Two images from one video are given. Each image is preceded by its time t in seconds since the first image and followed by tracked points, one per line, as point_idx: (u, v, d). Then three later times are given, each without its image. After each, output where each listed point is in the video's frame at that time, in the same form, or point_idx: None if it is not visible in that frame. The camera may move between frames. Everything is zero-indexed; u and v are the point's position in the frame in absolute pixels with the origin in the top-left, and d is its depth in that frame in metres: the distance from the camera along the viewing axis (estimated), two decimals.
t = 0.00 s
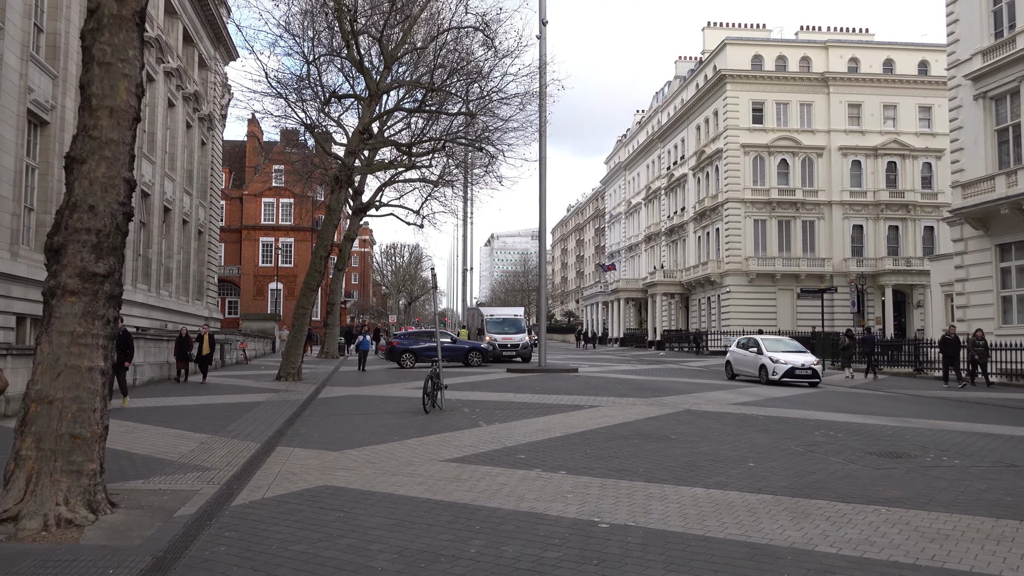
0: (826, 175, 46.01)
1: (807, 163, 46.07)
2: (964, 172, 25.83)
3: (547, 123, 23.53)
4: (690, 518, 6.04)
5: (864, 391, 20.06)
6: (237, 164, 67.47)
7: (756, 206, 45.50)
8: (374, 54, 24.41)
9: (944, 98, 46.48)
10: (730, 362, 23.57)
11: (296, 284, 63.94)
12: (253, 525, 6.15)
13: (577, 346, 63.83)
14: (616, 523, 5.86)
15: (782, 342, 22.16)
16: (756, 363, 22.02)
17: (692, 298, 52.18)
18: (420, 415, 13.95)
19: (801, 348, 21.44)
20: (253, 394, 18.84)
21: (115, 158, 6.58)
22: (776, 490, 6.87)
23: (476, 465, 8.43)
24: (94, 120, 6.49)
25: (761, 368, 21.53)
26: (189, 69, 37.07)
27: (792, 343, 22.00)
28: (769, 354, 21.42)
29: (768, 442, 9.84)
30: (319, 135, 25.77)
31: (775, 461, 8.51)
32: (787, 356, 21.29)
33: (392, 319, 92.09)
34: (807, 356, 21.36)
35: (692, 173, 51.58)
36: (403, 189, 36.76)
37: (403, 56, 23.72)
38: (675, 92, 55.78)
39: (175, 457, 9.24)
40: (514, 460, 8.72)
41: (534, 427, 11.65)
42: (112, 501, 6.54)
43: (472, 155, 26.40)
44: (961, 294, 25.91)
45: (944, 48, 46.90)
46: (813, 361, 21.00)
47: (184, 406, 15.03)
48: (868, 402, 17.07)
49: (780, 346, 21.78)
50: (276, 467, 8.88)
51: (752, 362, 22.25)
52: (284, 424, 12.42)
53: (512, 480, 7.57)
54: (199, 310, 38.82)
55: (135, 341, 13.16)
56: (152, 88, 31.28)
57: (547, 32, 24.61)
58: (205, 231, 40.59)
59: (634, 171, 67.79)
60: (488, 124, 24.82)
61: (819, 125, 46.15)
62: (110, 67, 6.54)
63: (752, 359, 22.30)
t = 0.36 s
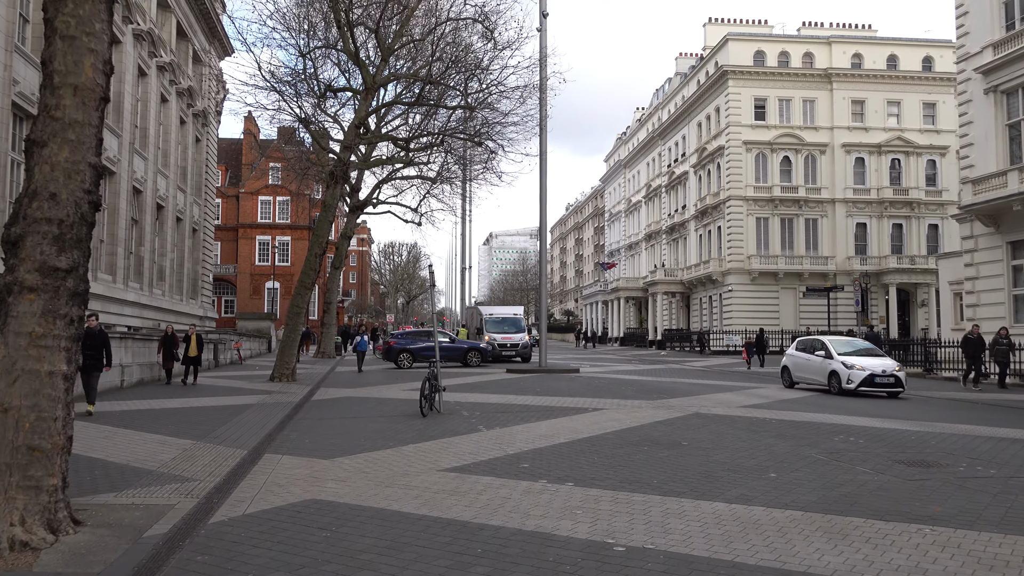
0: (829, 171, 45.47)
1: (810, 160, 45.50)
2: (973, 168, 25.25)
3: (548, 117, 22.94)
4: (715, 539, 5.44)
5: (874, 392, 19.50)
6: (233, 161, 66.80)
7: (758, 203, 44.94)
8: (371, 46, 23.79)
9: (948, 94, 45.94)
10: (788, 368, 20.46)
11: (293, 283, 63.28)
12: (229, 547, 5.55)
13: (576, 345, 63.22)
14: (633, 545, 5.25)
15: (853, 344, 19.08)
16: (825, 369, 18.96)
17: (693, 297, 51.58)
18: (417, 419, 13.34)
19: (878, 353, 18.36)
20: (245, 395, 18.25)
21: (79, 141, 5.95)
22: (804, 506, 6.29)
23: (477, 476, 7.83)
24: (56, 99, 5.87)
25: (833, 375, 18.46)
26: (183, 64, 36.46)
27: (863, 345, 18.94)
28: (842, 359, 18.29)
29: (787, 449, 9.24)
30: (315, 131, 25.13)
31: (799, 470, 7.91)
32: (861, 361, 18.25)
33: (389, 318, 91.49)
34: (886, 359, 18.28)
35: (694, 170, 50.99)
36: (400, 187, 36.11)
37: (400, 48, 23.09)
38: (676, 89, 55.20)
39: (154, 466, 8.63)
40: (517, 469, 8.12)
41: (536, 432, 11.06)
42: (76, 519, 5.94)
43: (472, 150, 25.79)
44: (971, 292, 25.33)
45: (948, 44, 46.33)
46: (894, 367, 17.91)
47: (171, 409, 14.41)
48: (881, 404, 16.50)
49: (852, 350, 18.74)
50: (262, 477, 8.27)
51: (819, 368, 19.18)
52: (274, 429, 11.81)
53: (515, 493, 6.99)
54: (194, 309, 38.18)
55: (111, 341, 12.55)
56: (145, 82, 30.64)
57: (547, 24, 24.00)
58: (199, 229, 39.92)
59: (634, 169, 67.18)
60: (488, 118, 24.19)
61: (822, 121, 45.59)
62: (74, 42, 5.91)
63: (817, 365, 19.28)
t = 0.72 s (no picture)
0: (833, 169, 44.92)
1: (814, 159, 44.97)
2: (985, 165, 24.70)
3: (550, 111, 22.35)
4: (747, 562, 4.88)
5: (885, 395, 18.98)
6: (230, 159, 66.16)
7: (761, 202, 44.39)
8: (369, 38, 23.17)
9: (953, 92, 45.41)
10: (873, 376, 16.94)
11: (290, 282, 62.67)
12: (207, 569, 4.98)
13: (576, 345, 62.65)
14: (658, 570, 4.69)
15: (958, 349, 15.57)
16: (924, 379, 15.43)
17: (695, 296, 50.99)
18: (415, 422, 12.77)
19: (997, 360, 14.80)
20: (239, 396, 17.69)
21: (43, 118, 5.34)
22: (840, 522, 5.74)
23: (480, 486, 7.27)
24: (17, 71, 5.25)
25: (937, 386, 14.90)
26: (178, 58, 35.88)
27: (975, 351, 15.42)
28: (950, 366, 14.74)
29: (810, 456, 8.68)
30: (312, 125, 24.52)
31: (827, 480, 7.35)
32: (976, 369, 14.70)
33: (388, 317, 90.85)
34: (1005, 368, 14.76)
35: (696, 168, 50.41)
36: (399, 183, 35.51)
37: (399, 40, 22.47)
38: (678, 86, 54.61)
39: (134, 474, 8.05)
40: (523, 479, 7.56)
41: (541, 436, 10.50)
42: (38, 536, 5.35)
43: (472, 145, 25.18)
44: (982, 292, 24.81)
45: (954, 41, 45.77)
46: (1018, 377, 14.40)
47: (159, 412, 13.82)
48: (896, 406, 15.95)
49: (958, 355, 15.28)
50: (249, 486, 7.70)
51: (917, 377, 15.62)
52: (266, 433, 11.24)
53: (523, 506, 6.43)
54: (188, 308, 37.57)
55: (87, 339, 11.74)
56: (138, 76, 30.03)
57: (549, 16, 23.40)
58: (194, 227, 39.31)
59: (635, 168, 66.59)
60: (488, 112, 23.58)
61: (826, 119, 45.03)
62: (36, 7, 5.29)
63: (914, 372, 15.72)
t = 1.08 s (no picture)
0: (836, 167, 44.36)
1: (817, 156, 44.43)
2: (995, 160, 24.18)
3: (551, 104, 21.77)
4: None
5: (897, 395, 18.44)
6: (226, 156, 65.61)
7: (764, 199, 43.84)
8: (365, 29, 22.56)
9: (958, 88, 44.89)
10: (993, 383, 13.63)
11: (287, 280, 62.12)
12: None
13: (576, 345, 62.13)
14: None
15: None
16: None
17: (696, 295, 50.45)
18: (413, 425, 12.21)
19: None
20: (231, 397, 17.12)
21: None
22: (883, 541, 5.18)
23: (483, 496, 6.70)
24: None
25: None
26: (171, 53, 35.30)
27: None
28: None
29: (835, 463, 8.13)
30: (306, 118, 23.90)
31: (859, 490, 6.79)
32: None
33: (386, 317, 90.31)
34: None
35: (697, 165, 49.87)
36: (396, 180, 34.91)
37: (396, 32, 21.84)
38: (679, 83, 54.07)
39: (109, 482, 7.47)
40: (529, 488, 7.00)
41: (546, 440, 9.94)
42: None
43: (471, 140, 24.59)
44: (993, 290, 24.27)
45: (958, 36, 45.22)
46: None
47: (145, 413, 13.25)
48: (912, 407, 15.41)
49: None
50: (233, 497, 7.13)
51: None
52: (255, 436, 10.66)
53: (531, 521, 5.86)
54: (183, 307, 36.99)
55: (54, 340, 10.89)
56: (131, 70, 29.42)
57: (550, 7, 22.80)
58: (189, 225, 38.71)
59: (635, 166, 66.06)
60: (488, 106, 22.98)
61: (829, 116, 44.52)
62: None
63: None
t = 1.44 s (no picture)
0: (840, 164, 43.78)
1: (821, 153, 43.85)
2: (1008, 156, 23.63)
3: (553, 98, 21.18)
4: None
5: (910, 398, 17.91)
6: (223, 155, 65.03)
7: (767, 198, 43.32)
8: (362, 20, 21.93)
9: (963, 85, 44.36)
10: None
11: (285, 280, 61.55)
12: None
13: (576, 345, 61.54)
14: None
15: None
16: None
17: (698, 295, 49.90)
18: (411, 431, 11.63)
19: None
20: (224, 399, 16.55)
21: None
22: (937, 571, 4.60)
23: (487, 514, 6.12)
24: None
25: None
26: (165, 48, 34.71)
27: None
28: None
29: (865, 475, 7.54)
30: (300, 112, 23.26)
31: (898, 507, 6.22)
32: None
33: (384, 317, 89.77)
34: None
35: (699, 164, 49.33)
36: (394, 178, 34.28)
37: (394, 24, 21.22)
38: (680, 80, 53.51)
39: (80, 497, 6.88)
40: (537, 505, 6.41)
41: (552, 449, 9.34)
42: None
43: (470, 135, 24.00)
44: (1005, 289, 23.72)
45: (963, 32, 44.67)
46: None
47: (131, 419, 12.66)
48: (929, 411, 14.86)
49: None
50: (215, 514, 6.55)
51: None
52: (244, 444, 10.08)
53: (542, 544, 5.28)
54: (178, 307, 36.39)
55: (15, 344, 10.17)
56: (123, 65, 28.81)
57: None
58: (184, 224, 38.11)
59: (635, 164, 65.53)
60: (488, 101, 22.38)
61: (833, 113, 43.95)
62: None
63: None
